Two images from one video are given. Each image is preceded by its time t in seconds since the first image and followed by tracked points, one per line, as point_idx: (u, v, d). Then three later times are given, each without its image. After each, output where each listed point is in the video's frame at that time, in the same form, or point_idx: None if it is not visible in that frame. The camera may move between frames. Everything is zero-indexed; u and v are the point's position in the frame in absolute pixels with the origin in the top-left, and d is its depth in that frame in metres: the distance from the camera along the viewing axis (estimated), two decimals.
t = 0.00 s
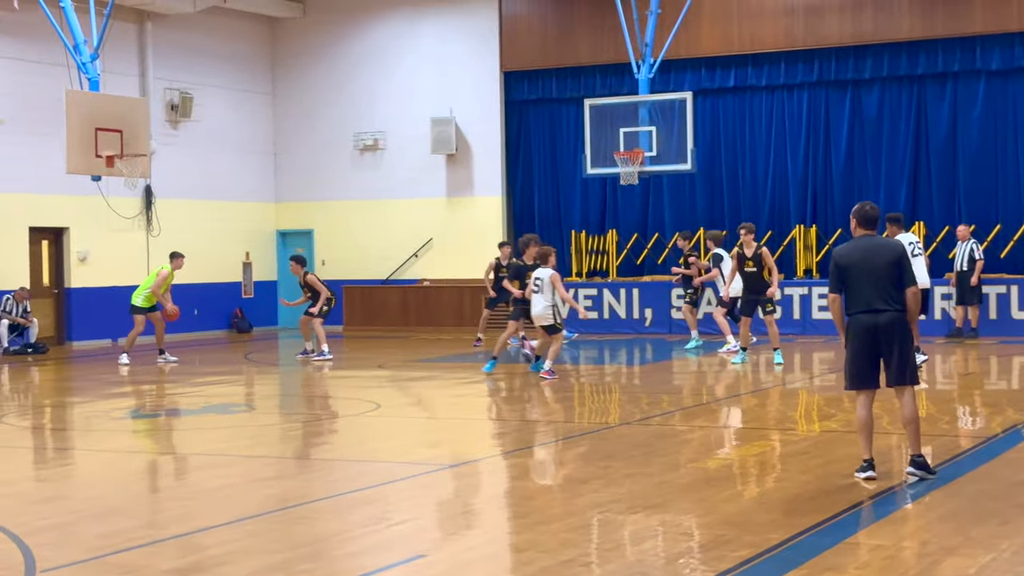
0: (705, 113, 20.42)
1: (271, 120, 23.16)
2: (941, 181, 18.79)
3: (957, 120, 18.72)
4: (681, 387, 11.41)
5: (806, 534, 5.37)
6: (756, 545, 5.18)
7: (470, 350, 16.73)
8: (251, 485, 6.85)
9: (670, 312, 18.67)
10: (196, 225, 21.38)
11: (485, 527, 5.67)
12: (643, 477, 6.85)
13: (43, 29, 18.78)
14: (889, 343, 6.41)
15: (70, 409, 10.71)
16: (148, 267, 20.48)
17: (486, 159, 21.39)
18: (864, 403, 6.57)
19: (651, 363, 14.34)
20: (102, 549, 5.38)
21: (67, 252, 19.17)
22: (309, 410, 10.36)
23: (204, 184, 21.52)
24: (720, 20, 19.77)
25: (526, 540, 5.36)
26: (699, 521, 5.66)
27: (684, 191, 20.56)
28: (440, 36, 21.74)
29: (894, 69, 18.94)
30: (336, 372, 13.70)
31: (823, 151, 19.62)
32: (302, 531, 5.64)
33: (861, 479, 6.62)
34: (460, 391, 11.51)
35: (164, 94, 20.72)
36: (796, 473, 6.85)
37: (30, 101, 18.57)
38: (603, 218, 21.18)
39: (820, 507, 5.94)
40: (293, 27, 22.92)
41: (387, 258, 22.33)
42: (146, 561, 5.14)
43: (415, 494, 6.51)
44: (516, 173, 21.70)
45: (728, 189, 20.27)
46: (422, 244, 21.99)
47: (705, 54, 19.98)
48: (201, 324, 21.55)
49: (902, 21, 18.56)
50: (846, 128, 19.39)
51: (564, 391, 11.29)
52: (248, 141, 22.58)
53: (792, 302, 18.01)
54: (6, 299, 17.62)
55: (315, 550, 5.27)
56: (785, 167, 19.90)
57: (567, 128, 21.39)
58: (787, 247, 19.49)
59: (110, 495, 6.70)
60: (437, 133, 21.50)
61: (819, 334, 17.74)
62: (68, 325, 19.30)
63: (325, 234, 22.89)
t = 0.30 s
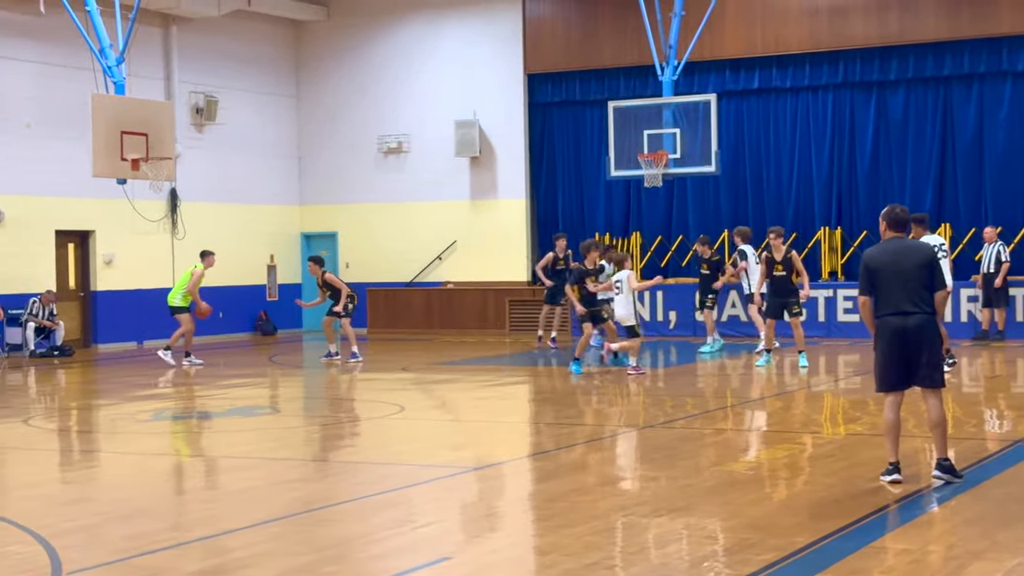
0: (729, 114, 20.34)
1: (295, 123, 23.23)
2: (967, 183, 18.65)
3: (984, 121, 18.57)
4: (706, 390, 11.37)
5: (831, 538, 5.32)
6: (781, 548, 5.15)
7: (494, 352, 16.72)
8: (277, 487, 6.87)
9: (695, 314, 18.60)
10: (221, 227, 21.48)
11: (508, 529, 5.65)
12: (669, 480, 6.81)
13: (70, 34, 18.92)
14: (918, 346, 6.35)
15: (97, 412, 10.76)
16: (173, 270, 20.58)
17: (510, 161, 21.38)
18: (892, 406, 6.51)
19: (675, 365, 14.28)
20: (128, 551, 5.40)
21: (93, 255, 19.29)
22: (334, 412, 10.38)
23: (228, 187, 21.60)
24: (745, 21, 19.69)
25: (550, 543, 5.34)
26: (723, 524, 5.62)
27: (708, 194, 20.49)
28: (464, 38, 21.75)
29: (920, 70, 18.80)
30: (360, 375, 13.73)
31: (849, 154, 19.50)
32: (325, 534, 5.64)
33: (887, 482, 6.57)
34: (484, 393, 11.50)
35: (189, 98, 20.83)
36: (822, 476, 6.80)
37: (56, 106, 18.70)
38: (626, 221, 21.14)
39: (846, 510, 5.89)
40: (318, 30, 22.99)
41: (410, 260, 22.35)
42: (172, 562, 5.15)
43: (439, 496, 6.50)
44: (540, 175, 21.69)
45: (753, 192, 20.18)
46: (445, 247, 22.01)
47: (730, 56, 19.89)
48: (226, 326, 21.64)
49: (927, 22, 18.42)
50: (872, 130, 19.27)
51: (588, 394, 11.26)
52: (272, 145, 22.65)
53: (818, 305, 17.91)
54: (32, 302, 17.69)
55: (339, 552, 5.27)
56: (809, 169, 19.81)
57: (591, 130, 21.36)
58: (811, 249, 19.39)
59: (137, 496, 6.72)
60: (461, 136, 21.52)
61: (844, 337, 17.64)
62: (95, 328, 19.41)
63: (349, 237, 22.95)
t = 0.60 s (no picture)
0: (746, 111, 20.28)
1: (312, 121, 23.28)
2: (986, 179, 18.55)
3: (1002, 117, 18.46)
4: (723, 387, 11.35)
5: (849, 535, 5.30)
6: (799, 546, 5.13)
7: (509, 349, 16.72)
8: (295, 484, 6.88)
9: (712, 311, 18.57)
10: (238, 225, 21.55)
11: (524, 527, 5.65)
12: (686, 477, 6.79)
13: (87, 32, 18.99)
14: (939, 342, 6.31)
15: (116, 408, 10.80)
16: (190, 267, 20.66)
17: (526, 158, 21.37)
18: (911, 402, 6.47)
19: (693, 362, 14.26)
20: (147, 548, 5.42)
21: (111, 252, 19.38)
22: (351, 408, 10.40)
23: (245, 185, 21.66)
24: (761, 17, 19.61)
25: (567, 540, 5.33)
26: (741, 521, 5.60)
27: (724, 190, 20.44)
28: (480, 35, 21.74)
29: (938, 66, 18.69)
30: (378, 371, 13.74)
31: (866, 150, 19.42)
32: (343, 530, 5.65)
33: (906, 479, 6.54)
34: (501, 390, 11.50)
35: (207, 96, 20.88)
36: (841, 473, 6.78)
37: (75, 104, 18.78)
38: (643, 217, 21.11)
39: (864, 507, 5.86)
40: (334, 28, 23.02)
41: (426, 257, 22.38)
42: (190, 559, 5.17)
43: (456, 493, 6.50)
44: (556, 172, 21.69)
45: (770, 188, 20.12)
46: (462, 244, 22.01)
47: (746, 52, 19.82)
48: (244, 323, 21.70)
49: (946, 17, 18.30)
50: (889, 126, 19.17)
51: (605, 391, 11.25)
52: (289, 143, 22.69)
53: (835, 301, 17.85)
54: (50, 300, 17.72)
55: (355, 549, 5.27)
56: (827, 165, 19.74)
57: (607, 127, 21.35)
58: (829, 246, 19.33)
59: (155, 493, 6.74)
60: (477, 133, 21.49)
61: (861, 333, 17.58)
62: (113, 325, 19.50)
63: (365, 234, 22.99)
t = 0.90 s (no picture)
0: (757, 104, 20.22)
1: (322, 113, 23.29)
2: (997, 172, 18.48)
3: (1014, 109, 18.37)
4: (733, 379, 11.32)
5: (859, 527, 5.29)
6: (809, 537, 5.11)
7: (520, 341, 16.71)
8: (305, 475, 6.89)
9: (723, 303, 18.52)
10: (250, 217, 21.57)
11: (535, 518, 5.64)
12: (696, 469, 6.78)
13: (98, 24, 19.02)
14: (957, 337, 6.29)
15: (127, 399, 10.82)
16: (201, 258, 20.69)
17: (537, 150, 21.34)
18: (926, 395, 6.43)
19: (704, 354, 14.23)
20: (158, 538, 5.43)
21: (123, 244, 19.41)
22: (361, 400, 10.40)
23: (256, 178, 21.70)
24: (773, 9, 19.55)
25: (577, 531, 5.33)
26: (751, 513, 5.59)
27: (735, 182, 20.39)
28: (490, 27, 21.73)
29: (951, 58, 18.61)
30: (388, 363, 13.75)
31: (878, 142, 19.35)
32: (354, 521, 5.65)
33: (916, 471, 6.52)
34: (511, 382, 11.49)
35: (218, 88, 20.89)
36: (852, 466, 6.75)
37: (86, 96, 18.82)
38: (654, 209, 21.07)
39: (875, 500, 5.84)
40: (345, 20, 23.02)
41: (436, 250, 22.38)
42: (201, 550, 5.18)
43: (466, 484, 6.49)
44: (567, 165, 21.67)
45: (782, 181, 20.07)
46: (473, 237, 22.00)
47: (758, 43, 19.76)
48: (254, 316, 21.72)
49: (958, 9, 18.22)
50: (901, 117, 19.10)
51: (616, 383, 11.24)
52: (299, 135, 22.71)
53: (846, 294, 17.80)
54: (62, 292, 17.81)
55: (366, 540, 5.28)
56: (838, 157, 19.68)
57: (618, 119, 21.33)
58: (840, 238, 19.28)
59: (166, 484, 6.75)
60: (489, 126, 21.48)
61: (872, 326, 17.54)
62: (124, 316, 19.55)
63: (375, 226, 23.01)
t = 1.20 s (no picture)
0: (758, 94, 20.20)
1: (322, 103, 23.27)
2: (997, 163, 18.46)
3: (1015, 100, 18.36)
4: (732, 369, 11.33)
5: (857, 516, 5.30)
6: (807, 526, 5.13)
7: (519, 331, 16.73)
8: (303, 464, 6.90)
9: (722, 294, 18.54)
10: (249, 206, 21.55)
11: (533, 507, 5.66)
12: (694, 458, 6.79)
13: (97, 12, 18.99)
14: (984, 331, 6.28)
15: (126, 388, 10.83)
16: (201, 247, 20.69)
17: (537, 140, 21.33)
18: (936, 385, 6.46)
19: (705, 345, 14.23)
20: (157, 526, 5.45)
21: (122, 233, 19.41)
22: (360, 389, 10.42)
23: (256, 167, 21.68)
24: None
25: (576, 520, 5.35)
26: (749, 503, 5.60)
27: (735, 172, 20.38)
28: (489, 17, 21.71)
29: (951, 49, 18.59)
30: (387, 353, 13.76)
31: (878, 132, 19.34)
32: (353, 510, 5.67)
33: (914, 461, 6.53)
34: (510, 372, 11.50)
35: (218, 77, 20.86)
36: (851, 456, 6.77)
37: (85, 84, 18.79)
38: (654, 200, 21.06)
39: (873, 489, 5.86)
40: (346, 9, 22.99)
41: (436, 239, 22.39)
42: (200, 537, 5.19)
43: (465, 473, 6.51)
44: (567, 155, 21.67)
45: (781, 171, 20.05)
46: (472, 226, 21.99)
47: (758, 34, 19.75)
48: (254, 305, 21.73)
49: None
50: (902, 108, 19.08)
51: (615, 373, 11.25)
52: (300, 123, 22.70)
53: (845, 285, 17.80)
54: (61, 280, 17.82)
55: (364, 528, 5.30)
56: (838, 148, 19.66)
57: (618, 109, 21.32)
58: (840, 229, 19.28)
59: (166, 472, 6.77)
60: (489, 115, 21.46)
61: (871, 317, 17.56)
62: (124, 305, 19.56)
63: (375, 215, 23.02)
